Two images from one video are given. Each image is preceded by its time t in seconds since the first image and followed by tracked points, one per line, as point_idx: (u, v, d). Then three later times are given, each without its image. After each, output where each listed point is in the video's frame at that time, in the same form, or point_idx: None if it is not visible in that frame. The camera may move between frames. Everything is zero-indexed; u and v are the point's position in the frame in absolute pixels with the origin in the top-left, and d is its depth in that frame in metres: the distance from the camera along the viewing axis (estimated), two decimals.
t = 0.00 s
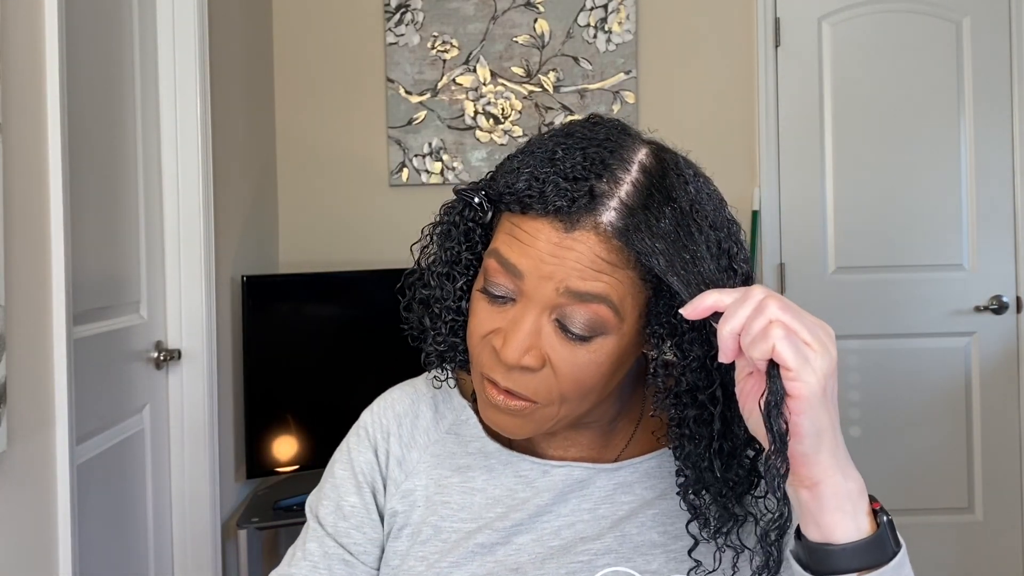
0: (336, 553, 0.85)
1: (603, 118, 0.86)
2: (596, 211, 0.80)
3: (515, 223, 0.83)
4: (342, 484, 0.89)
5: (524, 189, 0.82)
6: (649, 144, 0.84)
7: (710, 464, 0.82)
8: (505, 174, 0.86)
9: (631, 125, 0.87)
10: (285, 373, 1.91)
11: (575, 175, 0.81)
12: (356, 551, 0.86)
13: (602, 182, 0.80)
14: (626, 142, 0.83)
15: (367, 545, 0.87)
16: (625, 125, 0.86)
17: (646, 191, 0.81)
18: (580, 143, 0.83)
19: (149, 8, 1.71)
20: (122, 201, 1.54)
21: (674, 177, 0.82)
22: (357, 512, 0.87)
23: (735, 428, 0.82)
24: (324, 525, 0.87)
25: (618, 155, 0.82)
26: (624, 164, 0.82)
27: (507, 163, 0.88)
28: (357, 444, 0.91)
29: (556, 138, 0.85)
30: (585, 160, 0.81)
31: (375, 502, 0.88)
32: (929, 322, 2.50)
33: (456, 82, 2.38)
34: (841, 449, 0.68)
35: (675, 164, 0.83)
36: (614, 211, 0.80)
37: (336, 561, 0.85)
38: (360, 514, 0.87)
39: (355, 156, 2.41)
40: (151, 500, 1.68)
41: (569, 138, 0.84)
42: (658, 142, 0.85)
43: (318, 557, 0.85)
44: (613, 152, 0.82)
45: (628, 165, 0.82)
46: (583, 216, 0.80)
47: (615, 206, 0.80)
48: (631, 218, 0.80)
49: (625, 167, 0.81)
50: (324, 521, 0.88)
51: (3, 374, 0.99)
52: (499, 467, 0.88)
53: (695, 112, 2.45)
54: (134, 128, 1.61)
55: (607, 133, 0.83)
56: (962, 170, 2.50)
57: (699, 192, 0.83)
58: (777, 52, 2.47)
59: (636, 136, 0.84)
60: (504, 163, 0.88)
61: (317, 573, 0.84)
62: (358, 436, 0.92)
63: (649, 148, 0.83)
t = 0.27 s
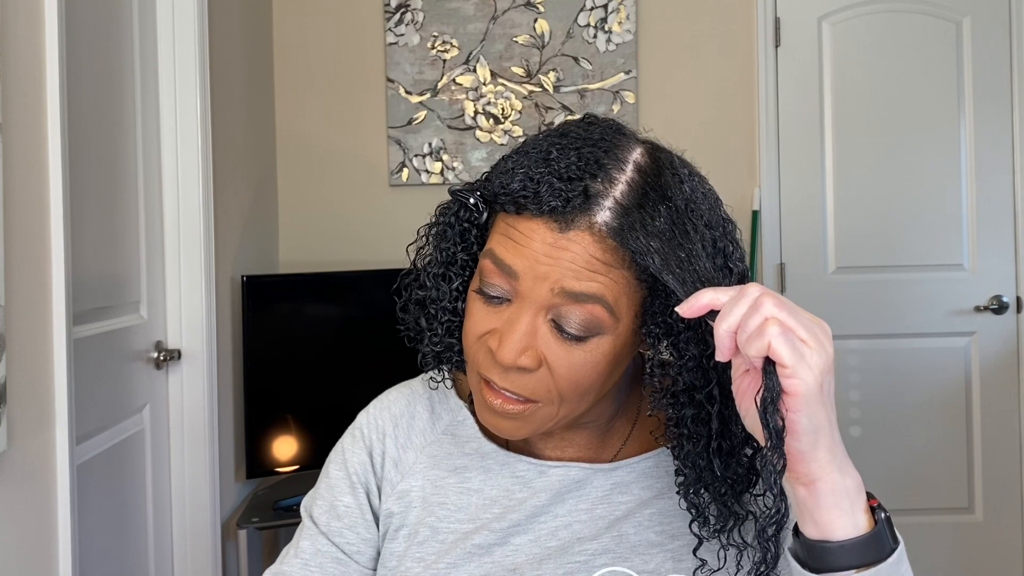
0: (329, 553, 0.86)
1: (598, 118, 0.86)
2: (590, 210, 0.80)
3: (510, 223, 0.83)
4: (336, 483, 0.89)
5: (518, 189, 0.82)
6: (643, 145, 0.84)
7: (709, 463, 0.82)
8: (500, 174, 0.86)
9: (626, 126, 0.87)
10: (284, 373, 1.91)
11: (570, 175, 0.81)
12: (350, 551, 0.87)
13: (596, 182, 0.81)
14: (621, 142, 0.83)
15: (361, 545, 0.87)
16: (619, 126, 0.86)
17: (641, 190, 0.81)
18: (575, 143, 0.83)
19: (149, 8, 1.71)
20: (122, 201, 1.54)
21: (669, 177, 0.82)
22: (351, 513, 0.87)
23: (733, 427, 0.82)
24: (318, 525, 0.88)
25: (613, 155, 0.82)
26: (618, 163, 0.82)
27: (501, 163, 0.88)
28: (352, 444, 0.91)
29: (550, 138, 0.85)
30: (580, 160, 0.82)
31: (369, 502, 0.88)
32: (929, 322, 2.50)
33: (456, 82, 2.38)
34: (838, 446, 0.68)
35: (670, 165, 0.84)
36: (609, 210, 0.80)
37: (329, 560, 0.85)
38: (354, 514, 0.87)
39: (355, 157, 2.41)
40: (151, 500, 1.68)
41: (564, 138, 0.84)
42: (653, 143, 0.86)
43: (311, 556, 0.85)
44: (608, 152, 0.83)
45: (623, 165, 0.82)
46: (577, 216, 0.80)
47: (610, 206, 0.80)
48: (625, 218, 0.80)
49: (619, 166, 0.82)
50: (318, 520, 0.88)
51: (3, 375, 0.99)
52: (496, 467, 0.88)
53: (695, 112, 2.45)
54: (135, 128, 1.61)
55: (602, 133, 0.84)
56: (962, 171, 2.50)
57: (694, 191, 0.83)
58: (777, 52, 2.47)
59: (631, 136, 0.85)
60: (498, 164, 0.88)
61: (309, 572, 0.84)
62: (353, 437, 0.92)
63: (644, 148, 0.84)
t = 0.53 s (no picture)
0: (326, 553, 0.85)
1: (593, 118, 0.87)
2: (585, 210, 0.80)
3: (505, 223, 0.83)
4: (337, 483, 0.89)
5: (513, 190, 0.82)
6: (638, 145, 0.84)
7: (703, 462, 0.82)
8: (495, 174, 0.86)
9: (621, 126, 0.88)
10: (284, 373, 1.91)
11: (565, 175, 0.81)
12: (347, 552, 0.87)
13: (591, 182, 0.81)
14: (616, 142, 0.83)
15: (360, 545, 0.87)
16: (614, 126, 0.86)
17: (636, 190, 0.81)
18: (570, 143, 0.83)
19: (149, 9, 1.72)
20: (122, 202, 1.54)
21: (664, 177, 0.83)
22: (349, 513, 0.87)
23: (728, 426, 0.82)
24: (316, 525, 0.87)
25: (607, 155, 0.82)
26: (614, 163, 0.82)
27: (497, 164, 0.88)
28: (350, 445, 0.91)
29: (545, 138, 0.85)
30: (575, 159, 0.82)
31: (367, 502, 0.88)
32: (930, 322, 2.50)
33: (456, 82, 2.38)
34: (833, 444, 0.68)
35: (665, 164, 0.84)
36: (603, 210, 0.80)
37: (326, 560, 0.85)
38: (353, 515, 0.87)
39: (355, 157, 2.41)
40: (151, 499, 1.68)
41: (559, 139, 0.84)
42: (648, 142, 0.86)
43: (308, 556, 0.85)
44: (603, 152, 0.83)
45: (618, 164, 0.82)
46: (572, 216, 0.80)
47: (605, 206, 0.80)
48: (620, 217, 0.80)
49: (614, 166, 0.82)
50: (315, 520, 0.88)
51: (3, 375, 0.99)
52: (493, 468, 0.88)
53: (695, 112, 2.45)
54: (135, 129, 1.61)
55: (597, 133, 0.84)
56: (962, 171, 2.50)
57: (689, 191, 0.83)
58: (777, 52, 2.47)
59: (626, 136, 0.85)
60: (493, 164, 0.89)
61: (306, 572, 0.84)
62: (351, 438, 0.92)
63: (639, 147, 0.84)
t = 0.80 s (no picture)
0: (326, 553, 0.85)
1: (592, 118, 0.87)
2: (584, 210, 0.80)
3: (504, 224, 0.83)
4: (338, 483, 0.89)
5: (512, 190, 0.82)
6: (637, 145, 0.84)
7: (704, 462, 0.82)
8: (494, 175, 0.86)
9: (620, 126, 0.88)
10: (284, 373, 1.91)
11: (564, 175, 0.81)
12: (347, 552, 0.86)
13: (590, 182, 0.81)
14: (614, 142, 0.83)
15: (360, 545, 0.87)
16: (613, 126, 0.86)
17: (634, 190, 0.81)
18: (569, 143, 0.83)
19: (149, 9, 1.71)
20: (122, 201, 1.54)
21: (663, 177, 0.82)
22: (349, 513, 0.87)
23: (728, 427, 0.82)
24: (315, 526, 0.87)
25: (606, 155, 0.82)
26: (612, 163, 0.82)
27: (495, 164, 0.88)
28: (350, 446, 0.91)
29: (544, 138, 0.85)
30: (573, 160, 0.82)
31: (367, 503, 0.88)
32: (930, 322, 2.50)
33: (456, 82, 2.38)
34: (833, 444, 0.68)
35: (664, 164, 0.84)
36: (602, 211, 0.80)
37: (325, 561, 0.85)
38: (352, 515, 0.87)
39: (355, 157, 2.41)
40: (151, 499, 1.68)
41: (558, 139, 0.84)
42: (647, 142, 0.86)
43: (307, 556, 0.85)
44: (602, 152, 0.83)
45: (616, 165, 0.82)
46: (571, 217, 0.80)
47: (604, 206, 0.80)
48: (619, 218, 0.80)
49: (613, 166, 0.82)
50: (315, 521, 0.88)
51: (3, 375, 0.99)
52: (493, 469, 0.88)
53: (695, 112, 2.45)
54: (135, 129, 1.61)
55: (596, 134, 0.84)
56: (962, 171, 2.50)
57: (688, 191, 0.83)
58: (777, 52, 2.47)
59: (625, 136, 0.85)
60: (492, 165, 0.89)
61: (306, 572, 0.84)
62: (351, 439, 0.92)
63: (638, 147, 0.84)
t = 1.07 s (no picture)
0: (326, 552, 0.85)
1: (593, 118, 0.87)
2: (584, 210, 0.80)
3: (505, 224, 0.83)
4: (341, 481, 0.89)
5: (512, 190, 0.82)
6: (638, 145, 0.84)
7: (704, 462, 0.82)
8: (494, 174, 0.86)
9: (621, 126, 0.88)
10: (284, 373, 1.91)
11: (564, 175, 0.81)
12: (347, 551, 0.86)
13: (590, 181, 0.81)
14: (615, 142, 0.83)
15: (360, 544, 0.87)
16: (614, 126, 0.86)
17: (635, 190, 0.81)
18: (569, 143, 0.83)
19: (149, 9, 1.72)
20: (122, 201, 1.54)
21: (663, 177, 0.83)
22: (349, 512, 0.87)
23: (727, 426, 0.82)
24: (315, 525, 0.87)
25: (607, 154, 0.82)
26: (613, 163, 0.82)
27: (495, 164, 0.88)
28: (350, 445, 0.91)
29: (545, 138, 0.85)
30: (573, 159, 0.82)
31: (367, 503, 0.88)
32: (929, 322, 2.50)
33: (456, 82, 2.38)
34: (833, 444, 0.68)
35: (665, 164, 0.84)
36: (602, 210, 0.80)
37: (325, 559, 0.85)
38: (352, 514, 0.87)
39: (355, 157, 2.41)
40: (151, 499, 1.68)
41: (559, 139, 0.84)
42: (648, 143, 0.86)
43: (307, 555, 0.85)
44: (603, 152, 0.83)
45: (617, 164, 0.82)
46: (571, 216, 0.80)
47: (604, 205, 0.80)
48: (619, 217, 0.80)
49: (614, 166, 0.82)
50: (315, 520, 0.88)
51: (3, 375, 0.99)
52: (493, 468, 0.88)
53: (695, 112, 2.45)
54: (134, 129, 1.61)
55: (596, 133, 0.84)
56: (962, 171, 2.50)
57: (689, 191, 0.83)
58: (777, 52, 2.47)
59: (626, 137, 0.85)
60: (493, 164, 0.89)
61: (306, 570, 0.84)
62: (351, 438, 0.92)
63: (639, 147, 0.84)
